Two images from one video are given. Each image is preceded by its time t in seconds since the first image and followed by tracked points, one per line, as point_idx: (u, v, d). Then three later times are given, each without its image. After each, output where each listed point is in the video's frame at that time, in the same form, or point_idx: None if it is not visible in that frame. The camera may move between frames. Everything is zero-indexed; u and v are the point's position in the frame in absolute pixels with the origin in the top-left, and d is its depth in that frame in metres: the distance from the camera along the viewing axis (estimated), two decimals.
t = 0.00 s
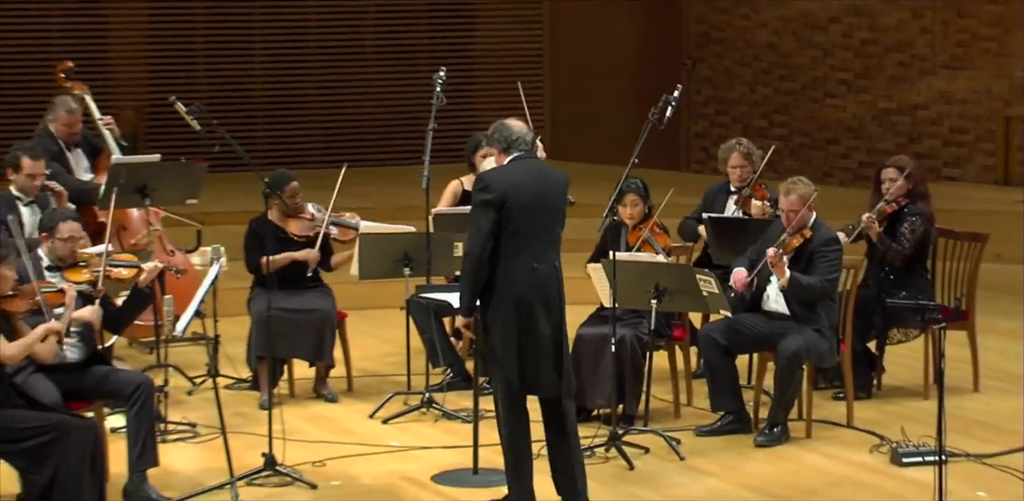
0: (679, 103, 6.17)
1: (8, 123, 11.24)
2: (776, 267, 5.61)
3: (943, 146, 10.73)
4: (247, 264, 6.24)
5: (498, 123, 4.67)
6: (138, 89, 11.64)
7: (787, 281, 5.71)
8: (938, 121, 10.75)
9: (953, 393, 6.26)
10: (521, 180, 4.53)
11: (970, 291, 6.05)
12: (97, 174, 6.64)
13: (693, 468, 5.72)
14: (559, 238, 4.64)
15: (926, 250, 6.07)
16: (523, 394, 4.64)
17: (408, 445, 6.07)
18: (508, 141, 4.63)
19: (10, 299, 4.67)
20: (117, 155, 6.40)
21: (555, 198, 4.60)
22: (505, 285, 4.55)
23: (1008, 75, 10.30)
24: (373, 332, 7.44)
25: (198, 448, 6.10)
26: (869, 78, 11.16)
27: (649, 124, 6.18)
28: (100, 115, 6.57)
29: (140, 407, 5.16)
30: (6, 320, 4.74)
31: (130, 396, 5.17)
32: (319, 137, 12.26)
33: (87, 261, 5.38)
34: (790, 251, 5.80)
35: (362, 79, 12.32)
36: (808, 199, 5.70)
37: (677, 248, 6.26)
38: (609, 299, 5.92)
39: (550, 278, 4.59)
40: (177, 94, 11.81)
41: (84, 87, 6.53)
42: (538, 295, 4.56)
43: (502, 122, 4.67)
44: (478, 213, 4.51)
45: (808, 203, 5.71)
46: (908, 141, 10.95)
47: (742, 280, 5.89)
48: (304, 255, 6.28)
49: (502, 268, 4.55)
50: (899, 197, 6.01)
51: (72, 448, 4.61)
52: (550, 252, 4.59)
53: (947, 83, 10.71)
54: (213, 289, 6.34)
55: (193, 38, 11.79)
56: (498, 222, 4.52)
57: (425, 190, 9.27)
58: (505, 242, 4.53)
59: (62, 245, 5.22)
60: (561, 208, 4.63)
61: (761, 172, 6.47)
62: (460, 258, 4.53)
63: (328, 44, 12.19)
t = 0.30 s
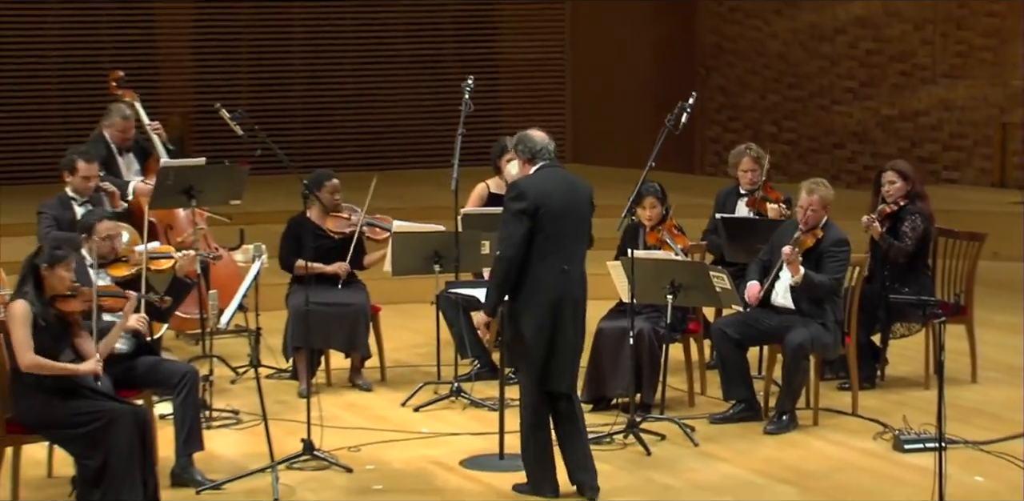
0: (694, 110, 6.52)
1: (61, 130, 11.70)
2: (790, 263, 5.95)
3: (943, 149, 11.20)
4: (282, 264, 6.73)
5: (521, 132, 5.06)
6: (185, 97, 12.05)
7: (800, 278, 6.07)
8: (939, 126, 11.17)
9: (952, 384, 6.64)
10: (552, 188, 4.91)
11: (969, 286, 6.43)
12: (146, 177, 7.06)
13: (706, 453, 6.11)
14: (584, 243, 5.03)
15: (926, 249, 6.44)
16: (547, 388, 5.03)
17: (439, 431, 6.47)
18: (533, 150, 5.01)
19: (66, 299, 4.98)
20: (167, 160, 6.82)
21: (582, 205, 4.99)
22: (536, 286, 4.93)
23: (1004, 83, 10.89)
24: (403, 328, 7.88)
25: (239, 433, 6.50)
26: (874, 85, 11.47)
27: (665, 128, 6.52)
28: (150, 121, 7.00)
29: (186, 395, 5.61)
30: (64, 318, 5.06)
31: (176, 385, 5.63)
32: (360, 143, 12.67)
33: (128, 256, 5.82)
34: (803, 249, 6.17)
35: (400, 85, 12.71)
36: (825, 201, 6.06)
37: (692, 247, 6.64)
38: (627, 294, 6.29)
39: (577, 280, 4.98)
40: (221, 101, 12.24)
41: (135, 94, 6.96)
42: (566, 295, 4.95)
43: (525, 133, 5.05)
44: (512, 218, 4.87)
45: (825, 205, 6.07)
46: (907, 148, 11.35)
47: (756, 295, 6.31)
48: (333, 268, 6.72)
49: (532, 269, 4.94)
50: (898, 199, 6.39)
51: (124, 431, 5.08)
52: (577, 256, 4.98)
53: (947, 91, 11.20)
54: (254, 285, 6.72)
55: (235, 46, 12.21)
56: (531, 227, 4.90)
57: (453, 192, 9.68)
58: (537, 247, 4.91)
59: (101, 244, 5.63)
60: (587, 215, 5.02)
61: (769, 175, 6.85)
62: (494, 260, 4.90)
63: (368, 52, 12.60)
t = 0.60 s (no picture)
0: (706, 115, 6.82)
1: (103, 133, 12.05)
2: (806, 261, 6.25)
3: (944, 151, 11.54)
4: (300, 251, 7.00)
5: (544, 131, 5.38)
6: (219, 102, 12.40)
7: (815, 275, 6.35)
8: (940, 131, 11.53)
9: (952, 377, 6.93)
10: (573, 185, 5.24)
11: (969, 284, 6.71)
12: (182, 177, 7.41)
13: (717, 443, 6.40)
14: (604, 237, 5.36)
15: (928, 249, 6.72)
16: (576, 374, 5.36)
17: (460, 422, 6.78)
18: (556, 149, 5.33)
19: (113, 297, 5.37)
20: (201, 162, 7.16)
21: (603, 200, 5.31)
22: (565, 279, 5.25)
23: (1002, 89, 11.21)
24: (427, 323, 8.22)
25: (270, 423, 6.82)
26: (879, 92, 11.88)
27: (677, 132, 6.82)
28: (186, 124, 7.35)
29: (219, 386, 5.93)
30: (110, 315, 5.44)
31: (208, 377, 5.96)
32: (387, 145, 12.95)
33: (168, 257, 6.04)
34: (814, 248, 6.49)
35: (425, 88, 12.99)
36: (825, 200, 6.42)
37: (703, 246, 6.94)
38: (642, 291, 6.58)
39: (602, 270, 5.31)
40: (254, 105, 12.58)
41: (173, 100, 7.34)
42: (593, 285, 5.28)
43: (547, 132, 5.36)
44: (537, 215, 5.20)
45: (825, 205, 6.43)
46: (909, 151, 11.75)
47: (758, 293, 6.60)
48: (345, 257, 6.98)
49: (559, 263, 5.26)
50: (902, 202, 6.67)
51: (161, 421, 5.44)
52: (600, 248, 5.31)
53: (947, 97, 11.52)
54: (284, 282, 7.05)
55: (266, 49, 12.51)
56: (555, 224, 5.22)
57: (472, 192, 10.01)
58: (562, 241, 5.24)
59: (144, 245, 5.83)
60: (607, 209, 5.35)
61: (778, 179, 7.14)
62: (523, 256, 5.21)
63: (394, 55, 12.85)
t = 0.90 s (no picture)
0: (714, 120, 7.15)
1: (142, 138, 12.38)
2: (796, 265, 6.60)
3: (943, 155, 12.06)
4: (345, 252, 7.32)
5: (579, 135, 5.70)
6: (250, 107, 12.76)
7: (808, 276, 6.70)
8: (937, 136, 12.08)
9: (951, 371, 7.25)
10: (606, 187, 5.57)
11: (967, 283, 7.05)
12: (215, 179, 7.76)
13: (726, 433, 6.72)
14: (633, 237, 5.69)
15: (928, 248, 7.05)
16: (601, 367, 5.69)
17: (481, 412, 7.11)
18: (590, 151, 5.66)
19: (155, 293, 5.77)
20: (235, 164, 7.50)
21: (633, 203, 5.64)
22: (596, 278, 5.58)
23: (1001, 94, 11.66)
24: (449, 319, 8.58)
25: (299, 413, 7.16)
26: (880, 97, 12.43)
27: (688, 136, 7.12)
28: (220, 128, 7.68)
29: (253, 379, 6.27)
30: (152, 310, 5.80)
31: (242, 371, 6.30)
32: (410, 146, 13.26)
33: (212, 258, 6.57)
34: (805, 250, 6.85)
35: (447, 89, 13.29)
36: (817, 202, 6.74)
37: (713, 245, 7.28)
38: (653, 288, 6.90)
39: (631, 270, 5.64)
40: (283, 109, 12.91)
41: (206, 105, 7.69)
42: (623, 283, 5.61)
43: (581, 136, 5.69)
44: (572, 215, 5.52)
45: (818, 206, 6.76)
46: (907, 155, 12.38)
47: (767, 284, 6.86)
48: (394, 243, 7.30)
49: (590, 260, 5.59)
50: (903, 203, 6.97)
51: (199, 414, 5.80)
52: (630, 250, 5.64)
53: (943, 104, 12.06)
54: (314, 278, 7.40)
55: (294, 53, 12.84)
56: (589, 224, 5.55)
57: (493, 193, 10.35)
58: (595, 241, 5.58)
59: (191, 244, 6.34)
60: (636, 212, 5.67)
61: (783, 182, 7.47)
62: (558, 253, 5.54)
63: (417, 59, 13.14)
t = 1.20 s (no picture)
0: (720, 123, 7.43)
1: (171, 142, 12.70)
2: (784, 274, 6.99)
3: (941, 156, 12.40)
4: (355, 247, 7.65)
5: (602, 137, 5.92)
6: (273, 111, 13.07)
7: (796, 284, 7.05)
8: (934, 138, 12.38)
9: (949, 366, 7.53)
10: (635, 186, 5.83)
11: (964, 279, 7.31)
12: (240, 180, 8.08)
13: (732, 426, 7.00)
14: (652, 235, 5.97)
15: (926, 246, 7.33)
16: (624, 360, 5.95)
17: (495, 404, 7.41)
18: (613, 152, 5.88)
19: (185, 292, 6.08)
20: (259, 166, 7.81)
21: (654, 202, 5.91)
22: (624, 273, 5.83)
23: (994, 100, 11.88)
24: (464, 315, 8.91)
25: (320, 406, 7.46)
26: (880, 102, 12.77)
27: (694, 139, 7.40)
28: (244, 131, 7.98)
29: (278, 372, 6.57)
30: (181, 306, 6.11)
31: (265, 364, 6.59)
32: (429, 148, 13.56)
33: (239, 256, 6.83)
34: (802, 257, 7.16)
35: (466, 94, 13.60)
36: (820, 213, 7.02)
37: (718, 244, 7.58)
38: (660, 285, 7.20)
39: (653, 265, 5.92)
40: (306, 113, 13.21)
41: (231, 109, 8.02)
42: (648, 278, 5.88)
43: (605, 137, 5.91)
44: (606, 211, 5.74)
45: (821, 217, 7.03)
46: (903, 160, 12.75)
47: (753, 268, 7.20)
48: (399, 249, 7.63)
49: (616, 256, 5.83)
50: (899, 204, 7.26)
51: (222, 404, 6.09)
52: (651, 247, 5.91)
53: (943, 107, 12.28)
54: (335, 275, 7.69)
55: (316, 57, 13.12)
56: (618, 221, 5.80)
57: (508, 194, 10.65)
58: (624, 237, 5.83)
59: (221, 242, 6.67)
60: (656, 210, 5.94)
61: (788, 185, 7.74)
62: (589, 249, 5.75)
63: (435, 64, 13.46)
